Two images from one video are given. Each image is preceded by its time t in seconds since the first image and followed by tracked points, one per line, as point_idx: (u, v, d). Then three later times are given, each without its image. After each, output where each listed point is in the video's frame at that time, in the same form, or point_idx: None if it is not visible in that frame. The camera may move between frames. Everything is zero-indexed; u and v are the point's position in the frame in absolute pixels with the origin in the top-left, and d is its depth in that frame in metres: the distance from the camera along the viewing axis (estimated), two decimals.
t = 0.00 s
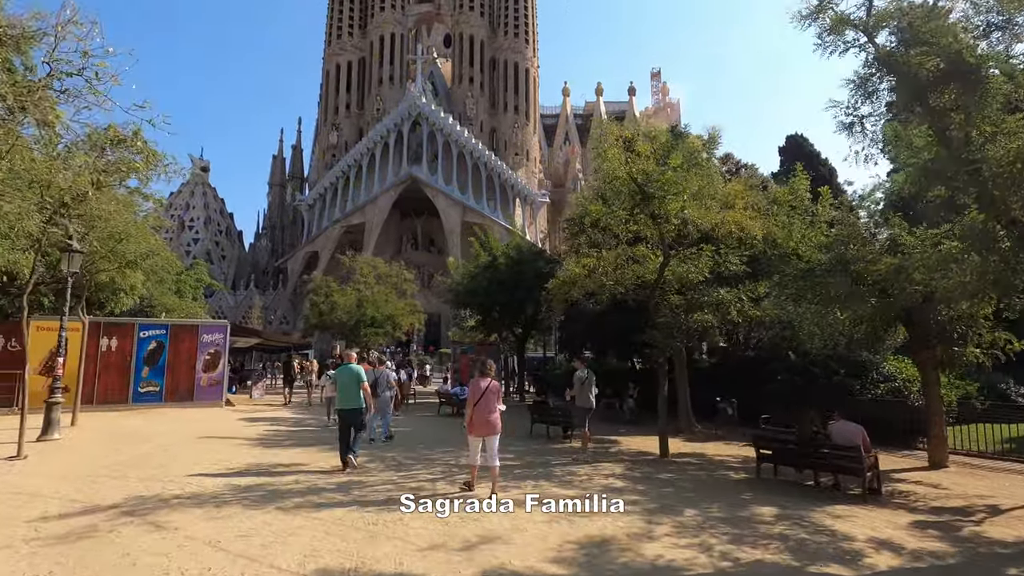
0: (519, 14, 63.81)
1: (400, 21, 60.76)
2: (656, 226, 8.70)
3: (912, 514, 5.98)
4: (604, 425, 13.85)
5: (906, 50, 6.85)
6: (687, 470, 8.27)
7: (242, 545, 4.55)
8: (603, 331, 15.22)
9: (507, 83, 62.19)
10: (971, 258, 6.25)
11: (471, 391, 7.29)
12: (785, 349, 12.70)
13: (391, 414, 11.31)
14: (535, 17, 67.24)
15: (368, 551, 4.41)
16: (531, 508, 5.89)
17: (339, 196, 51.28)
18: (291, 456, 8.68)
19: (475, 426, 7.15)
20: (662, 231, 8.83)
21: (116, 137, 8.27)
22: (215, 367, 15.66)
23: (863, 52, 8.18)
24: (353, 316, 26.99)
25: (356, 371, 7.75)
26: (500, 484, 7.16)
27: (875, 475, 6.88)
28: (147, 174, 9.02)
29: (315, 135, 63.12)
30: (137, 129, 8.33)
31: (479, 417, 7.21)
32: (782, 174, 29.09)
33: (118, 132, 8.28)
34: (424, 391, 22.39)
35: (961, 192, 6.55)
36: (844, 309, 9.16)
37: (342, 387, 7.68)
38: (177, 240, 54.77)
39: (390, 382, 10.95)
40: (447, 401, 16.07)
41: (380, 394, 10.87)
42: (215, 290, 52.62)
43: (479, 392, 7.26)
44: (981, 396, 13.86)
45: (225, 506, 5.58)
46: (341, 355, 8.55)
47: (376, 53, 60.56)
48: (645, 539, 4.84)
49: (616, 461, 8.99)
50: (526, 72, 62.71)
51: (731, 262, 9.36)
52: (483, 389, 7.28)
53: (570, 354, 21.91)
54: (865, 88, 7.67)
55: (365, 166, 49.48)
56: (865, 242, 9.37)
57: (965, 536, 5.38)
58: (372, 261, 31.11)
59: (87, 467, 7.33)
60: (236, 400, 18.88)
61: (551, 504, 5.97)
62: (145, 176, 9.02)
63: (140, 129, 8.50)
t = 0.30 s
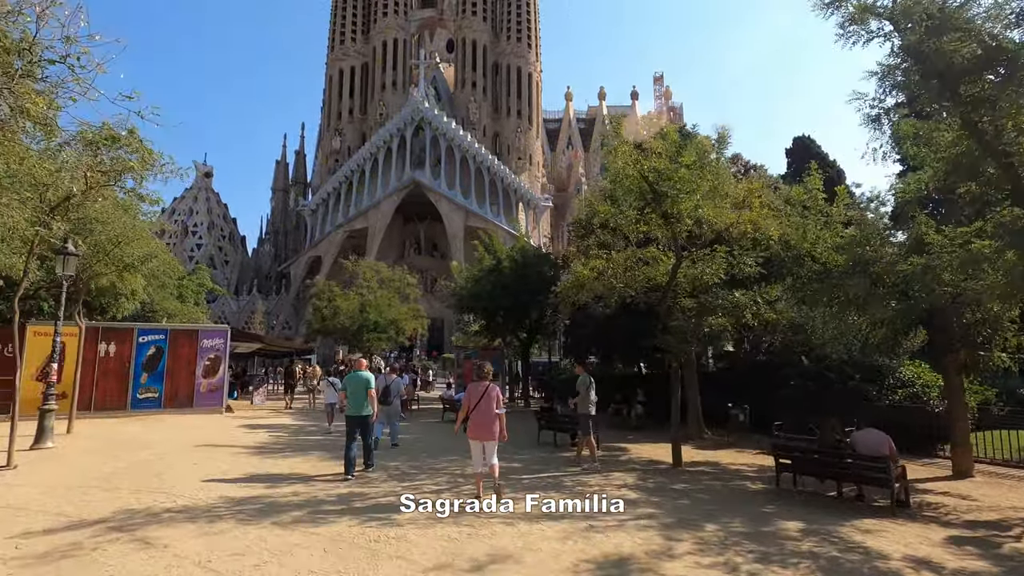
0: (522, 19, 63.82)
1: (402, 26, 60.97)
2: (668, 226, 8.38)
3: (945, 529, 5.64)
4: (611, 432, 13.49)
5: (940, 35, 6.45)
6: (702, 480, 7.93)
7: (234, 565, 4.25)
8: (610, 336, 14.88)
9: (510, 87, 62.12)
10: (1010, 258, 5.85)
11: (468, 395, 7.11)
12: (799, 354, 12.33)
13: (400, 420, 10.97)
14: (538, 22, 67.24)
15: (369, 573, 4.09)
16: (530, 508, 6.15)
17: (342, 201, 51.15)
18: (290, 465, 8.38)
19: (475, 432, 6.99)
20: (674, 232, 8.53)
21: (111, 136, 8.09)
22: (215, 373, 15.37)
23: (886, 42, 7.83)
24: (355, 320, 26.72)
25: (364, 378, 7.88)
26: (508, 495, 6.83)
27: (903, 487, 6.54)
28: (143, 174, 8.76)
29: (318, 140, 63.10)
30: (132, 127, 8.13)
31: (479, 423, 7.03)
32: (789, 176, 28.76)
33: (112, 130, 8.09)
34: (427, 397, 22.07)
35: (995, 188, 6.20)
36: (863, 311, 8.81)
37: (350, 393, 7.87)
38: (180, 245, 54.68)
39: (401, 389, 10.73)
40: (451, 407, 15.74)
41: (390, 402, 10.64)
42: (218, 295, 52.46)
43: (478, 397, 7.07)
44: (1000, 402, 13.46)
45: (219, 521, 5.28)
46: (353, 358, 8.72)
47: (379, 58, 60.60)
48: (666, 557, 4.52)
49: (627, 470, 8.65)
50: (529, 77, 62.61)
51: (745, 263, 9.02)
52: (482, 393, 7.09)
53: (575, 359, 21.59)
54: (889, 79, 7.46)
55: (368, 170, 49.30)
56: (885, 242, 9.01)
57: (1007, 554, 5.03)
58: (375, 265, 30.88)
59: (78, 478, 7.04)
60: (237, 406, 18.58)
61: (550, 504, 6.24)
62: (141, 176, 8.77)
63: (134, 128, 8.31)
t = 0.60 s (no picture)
0: (526, 38, 64.49)
1: (407, 46, 61.88)
2: (683, 241, 8.13)
3: (991, 565, 5.26)
4: (624, 453, 13.11)
5: (973, 42, 6.43)
6: (723, 507, 7.56)
7: None
8: (621, 353, 14.55)
9: (514, 105, 62.53)
10: None
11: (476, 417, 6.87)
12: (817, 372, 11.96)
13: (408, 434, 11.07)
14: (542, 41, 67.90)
15: None
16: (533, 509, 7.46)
17: (347, 219, 51.25)
18: (293, 491, 8.06)
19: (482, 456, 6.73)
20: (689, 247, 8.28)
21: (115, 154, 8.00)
22: (219, 393, 15.12)
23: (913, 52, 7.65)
24: (360, 338, 26.46)
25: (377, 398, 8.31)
26: (521, 525, 6.47)
27: (941, 515, 6.17)
28: (146, 191, 8.61)
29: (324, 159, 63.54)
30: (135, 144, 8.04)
31: (486, 447, 6.76)
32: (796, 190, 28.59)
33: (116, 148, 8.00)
34: (433, 417, 21.71)
35: None
36: (886, 329, 8.50)
37: (364, 412, 8.28)
38: (186, 264, 54.81)
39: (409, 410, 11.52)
40: (457, 427, 15.39)
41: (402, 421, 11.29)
42: (223, 313, 52.41)
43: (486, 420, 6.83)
44: None
45: (216, 557, 4.97)
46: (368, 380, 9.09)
47: (384, 77, 61.27)
48: None
49: (643, 496, 8.28)
50: (533, 95, 63.07)
51: (763, 279, 8.75)
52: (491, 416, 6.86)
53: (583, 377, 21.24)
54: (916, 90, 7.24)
55: (373, 188, 49.45)
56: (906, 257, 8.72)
57: None
58: (380, 283, 30.73)
59: (73, 507, 6.75)
60: (240, 426, 18.27)
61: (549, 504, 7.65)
62: (145, 194, 8.61)
63: (139, 144, 8.23)
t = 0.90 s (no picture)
0: (529, 49, 64.74)
1: (411, 57, 62.35)
2: (699, 250, 7.96)
3: None
4: (636, 467, 12.83)
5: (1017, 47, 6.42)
6: (746, 525, 7.30)
7: None
8: (631, 364, 14.29)
9: (517, 115, 62.64)
10: None
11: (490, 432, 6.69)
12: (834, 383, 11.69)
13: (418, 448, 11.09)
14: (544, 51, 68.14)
15: None
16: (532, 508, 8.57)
17: (351, 228, 51.22)
18: (300, 508, 7.82)
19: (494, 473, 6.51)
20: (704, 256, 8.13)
21: (121, 164, 7.86)
22: (223, 405, 14.90)
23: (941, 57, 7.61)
24: (365, 348, 26.23)
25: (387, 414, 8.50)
26: (538, 546, 6.22)
27: (978, 536, 5.93)
28: (152, 202, 8.46)
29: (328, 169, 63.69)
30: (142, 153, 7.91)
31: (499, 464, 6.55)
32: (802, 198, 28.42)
33: (122, 158, 7.86)
34: (439, 428, 21.45)
35: None
36: (908, 339, 8.28)
37: (375, 427, 8.40)
38: (190, 274, 54.77)
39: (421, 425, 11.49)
40: (465, 439, 15.13)
41: (412, 437, 11.28)
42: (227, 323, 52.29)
43: (501, 435, 6.63)
44: None
45: None
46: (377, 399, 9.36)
47: (388, 88, 61.51)
48: None
49: (662, 513, 8.02)
50: (535, 105, 63.19)
51: (783, 289, 8.55)
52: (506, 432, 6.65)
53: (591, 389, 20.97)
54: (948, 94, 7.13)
55: (377, 198, 49.45)
56: (929, 266, 8.51)
57: None
58: (384, 293, 30.57)
59: (74, 527, 6.52)
60: (244, 439, 18.04)
61: (547, 504, 8.78)
62: (150, 205, 8.46)
63: (145, 154, 8.10)
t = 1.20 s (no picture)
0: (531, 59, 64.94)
1: (414, 67, 62.79)
2: (715, 259, 7.86)
3: None
4: (647, 481, 12.57)
5: None
6: (767, 545, 7.07)
7: None
8: (641, 376, 14.11)
9: (520, 125, 62.72)
10: None
11: (502, 446, 6.60)
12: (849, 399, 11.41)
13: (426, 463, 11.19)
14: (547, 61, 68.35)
15: None
16: (536, 510, 9.70)
17: (355, 238, 51.16)
18: (307, 526, 7.60)
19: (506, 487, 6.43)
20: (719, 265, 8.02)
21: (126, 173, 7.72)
22: (226, 417, 14.71)
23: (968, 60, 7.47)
24: (368, 359, 26.00)
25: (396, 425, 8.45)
26: (554, 567, 5.99)
27: (1013, 557, 5.70)
28: (158, 213, 8.32)
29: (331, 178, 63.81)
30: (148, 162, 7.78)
31: (510, 477, 6.45)
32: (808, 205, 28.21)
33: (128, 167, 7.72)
34: (443, 440, 21.20)
35: None
36: (930, 351, 8.07)
37: (384, 440, 8.37)
38: (193, 283, 54.69)
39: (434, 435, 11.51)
40: (472, 452, 14.87)
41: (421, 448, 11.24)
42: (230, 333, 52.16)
43: (512, 449, 6.55)
44: None
45: None
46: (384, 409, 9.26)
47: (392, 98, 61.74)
48: None
49: (679, 531, 7.78)
50: (538, 115, 63.22)
51: (800, 300, 8.36)
52: (518, 445, 6.56)
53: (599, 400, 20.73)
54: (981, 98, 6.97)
55: (380, 208, 49.48)
56: (950, 276, 8.32)
57: None
58: (388, 302, 30.43)
59: (75, 547, 6.32)
60: (247, 451, 17.80)
61: (548, 505, 9.98)
62: (156, 217, 8.32)
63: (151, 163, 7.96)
